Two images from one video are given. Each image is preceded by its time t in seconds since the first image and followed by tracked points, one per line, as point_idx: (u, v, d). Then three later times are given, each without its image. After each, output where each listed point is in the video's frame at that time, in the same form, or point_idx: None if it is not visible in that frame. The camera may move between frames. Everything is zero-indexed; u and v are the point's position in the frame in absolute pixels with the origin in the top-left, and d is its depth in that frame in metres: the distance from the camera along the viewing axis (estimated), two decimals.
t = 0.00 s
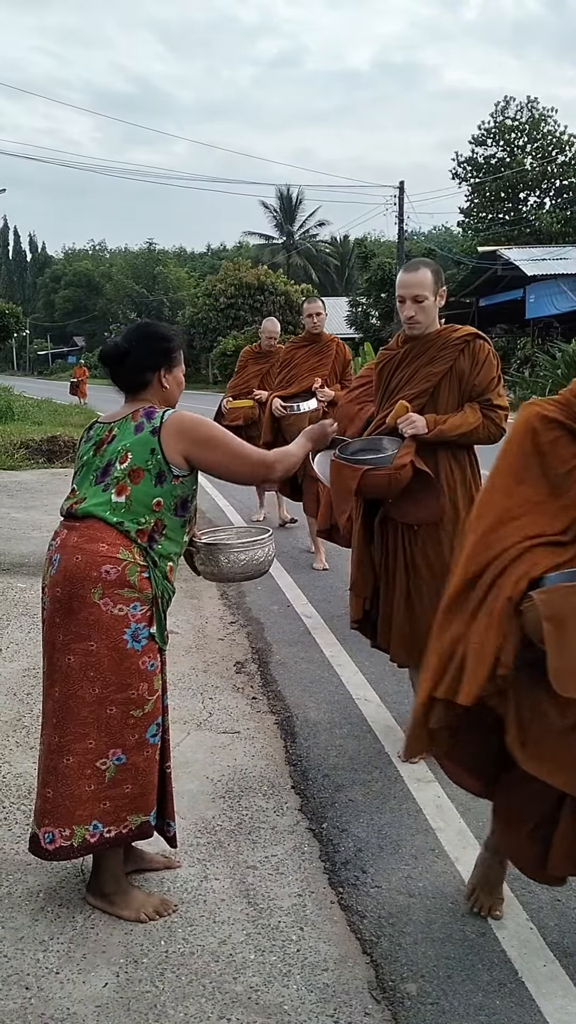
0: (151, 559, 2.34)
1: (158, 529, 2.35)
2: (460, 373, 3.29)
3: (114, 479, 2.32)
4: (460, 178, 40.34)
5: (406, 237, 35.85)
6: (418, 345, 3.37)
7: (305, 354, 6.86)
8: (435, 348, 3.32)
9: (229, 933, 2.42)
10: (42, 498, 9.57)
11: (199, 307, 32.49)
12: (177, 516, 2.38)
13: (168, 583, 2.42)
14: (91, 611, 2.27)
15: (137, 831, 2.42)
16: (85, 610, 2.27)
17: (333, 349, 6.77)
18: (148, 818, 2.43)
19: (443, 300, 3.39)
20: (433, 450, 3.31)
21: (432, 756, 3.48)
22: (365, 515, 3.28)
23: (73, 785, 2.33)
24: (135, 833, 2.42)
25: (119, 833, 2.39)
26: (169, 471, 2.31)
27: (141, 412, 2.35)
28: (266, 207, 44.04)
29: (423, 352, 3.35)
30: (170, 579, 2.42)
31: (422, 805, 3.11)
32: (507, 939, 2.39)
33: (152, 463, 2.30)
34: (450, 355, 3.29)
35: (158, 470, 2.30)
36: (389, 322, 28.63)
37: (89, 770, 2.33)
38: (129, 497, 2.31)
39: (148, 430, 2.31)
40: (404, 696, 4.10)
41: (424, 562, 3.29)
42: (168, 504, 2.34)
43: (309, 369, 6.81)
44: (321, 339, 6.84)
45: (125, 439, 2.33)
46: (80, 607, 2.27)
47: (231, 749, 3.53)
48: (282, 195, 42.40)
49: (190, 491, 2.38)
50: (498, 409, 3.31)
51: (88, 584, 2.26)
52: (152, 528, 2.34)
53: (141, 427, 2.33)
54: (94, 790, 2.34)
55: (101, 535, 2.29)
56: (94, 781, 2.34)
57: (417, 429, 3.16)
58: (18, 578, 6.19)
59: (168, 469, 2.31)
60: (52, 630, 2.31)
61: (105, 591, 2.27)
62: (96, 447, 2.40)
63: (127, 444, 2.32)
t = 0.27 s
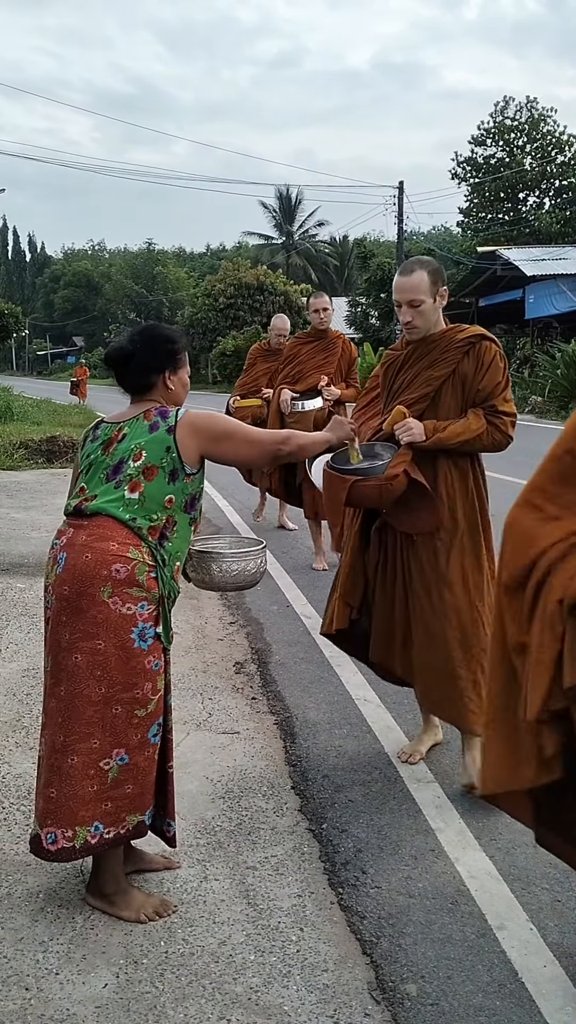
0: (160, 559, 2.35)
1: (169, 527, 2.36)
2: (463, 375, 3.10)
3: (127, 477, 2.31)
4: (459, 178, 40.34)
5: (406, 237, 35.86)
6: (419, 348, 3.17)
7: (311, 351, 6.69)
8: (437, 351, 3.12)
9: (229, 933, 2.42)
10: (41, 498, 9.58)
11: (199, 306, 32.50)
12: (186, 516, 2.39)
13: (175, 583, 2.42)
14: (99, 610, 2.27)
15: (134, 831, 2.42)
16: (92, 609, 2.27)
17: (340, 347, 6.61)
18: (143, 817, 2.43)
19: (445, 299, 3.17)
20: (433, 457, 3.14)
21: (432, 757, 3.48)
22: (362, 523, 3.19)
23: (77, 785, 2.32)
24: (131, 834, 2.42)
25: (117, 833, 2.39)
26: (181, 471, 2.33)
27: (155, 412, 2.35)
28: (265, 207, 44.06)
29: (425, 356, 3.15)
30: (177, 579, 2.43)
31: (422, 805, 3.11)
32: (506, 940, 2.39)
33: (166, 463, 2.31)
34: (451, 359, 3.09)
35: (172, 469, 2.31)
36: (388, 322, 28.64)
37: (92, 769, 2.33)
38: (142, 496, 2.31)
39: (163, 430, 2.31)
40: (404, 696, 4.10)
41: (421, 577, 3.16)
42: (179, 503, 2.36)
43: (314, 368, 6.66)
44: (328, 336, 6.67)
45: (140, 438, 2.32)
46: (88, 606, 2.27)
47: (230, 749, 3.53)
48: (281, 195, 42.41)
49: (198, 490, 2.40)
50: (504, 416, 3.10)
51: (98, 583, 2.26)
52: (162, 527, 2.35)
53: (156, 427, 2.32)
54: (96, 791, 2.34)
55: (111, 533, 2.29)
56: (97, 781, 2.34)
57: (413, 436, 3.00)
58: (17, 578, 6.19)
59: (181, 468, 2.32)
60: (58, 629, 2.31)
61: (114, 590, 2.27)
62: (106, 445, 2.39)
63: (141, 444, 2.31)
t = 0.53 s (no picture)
0: (162, 558, 2.35)
1: (171, 527, 2.36)
2: (481, 374, 2.95)
3: (130, 477, 2.31)
4: (460, 178, 40.32)
5: (406, 237, 35.85)
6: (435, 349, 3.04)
7: (319, 352, 6.46)
8: (453, 351, 2.98)
9: (229, 933, 2.42)
10: (40, 497, 9.58)
11: (199, 306, 32.50)
12: (189, 516, 2.39)
13: (176, 583, 2.42)
14: (102, 609, 2.27)
15: (134, 831, 2.42)
16: (95, 609, 2.26)
17: (350, 351, 6.38)
18: (143, 816, 2.43)
19: (460, 294, 3.02)
20: (446, 464, 3.03)
21: (432, 756, 3.48)
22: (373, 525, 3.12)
23: (78, 785, 2.32)
24: (131, 834, 2.42)
25: (118, 833, 2.39)
26: (184, 471, 2.33)
27: (157, 412, 2.35)
28: (265, 207, 44.05)
29: (441, 357, 3.02)
30: (178, 579, 2.43)
31: (422, 804, 3.11)
32: (506, 939, 2.39)
33: (169, 463, 2.31)
34: (466, 359, 2.95)
35: (174, 469, 2.32)
36: (388, 322, 28.63)
37: (94, 769, 2.32)
38: (144, 495, 2.31)
39: (166, 430, 2.32)
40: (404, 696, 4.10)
41: (424, 585, 3.05)
42: (181, 503, 2.36)
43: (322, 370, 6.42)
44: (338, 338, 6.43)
45: (142, 438, 2.32)
46: (91, 605, 2.26)
47: (230, 749, 3.53)
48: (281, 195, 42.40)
49: (201, 491, 2.40)
50: (524, 417, 2.93)
51: (101, 583, 2.26)
52: (164, 527, 2.35)
53: (159, 427, 2.33)
54: (98, 791, 2.34)
55: (114, 533, 2.29)
56: (99, 781, 2.34)
57: (420, 437, 2.92)
58: (16, 578, 6.18)
59: (184, 468, 2.33)
60: (60, 628, 2.30)
61: (117, 589, 2.27)
62: (108, 444, 2.38)
63: (144, 443, 2.31)
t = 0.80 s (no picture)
0: (158, 559, 2.34)
1: (166, 529, 2.35)
2: (501, 375, 2.83)
3: (124, 478, 2.32)
4: (459, 178, 40.32)
5: (405, 237, 35.85)
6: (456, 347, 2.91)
7: (328, 347, 6.11)
8: (471, 352, 2.86)
9: (228, 933, 2.42)
10: (39, 497, 9.58)
11: (198, 306, 32.50)
12: (185, 516, 2.38)
13: (175, 583, 2.41)
14: (98, 610, 2.27)
15: (133, 831, 2.42)
16: (91, 609, 2.27)
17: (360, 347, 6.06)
18: (144, 817, 2.43)
19: (479, 292, 2.88)
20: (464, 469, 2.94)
21: (431, 756, 3.48)
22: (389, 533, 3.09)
23: (76, 785, 2.33)
24: (130, 834, 2.42)
25: (118, 833, 2.39)
26: (177, 471, 2.31)
27: (150, 412, 2.34)
28: (264, 207, 44.04)
29: (461, 357, 2.89)
30: (177, 579, 2.42)
31: (421, 804, 3.11)
32: (505, 939, 2.39)
33: (161, 463, 2.30)
34: (486, 360, 2.83)
35: (167, 469, 2.30)
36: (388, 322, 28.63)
37: (92, 769, 2.32)
38: (138, 496, 2.30)
39: (157, 430, 2.31)
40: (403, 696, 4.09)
41: (440, 589, 2.96)
42: (177, 504, 2.34)
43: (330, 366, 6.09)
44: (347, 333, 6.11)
45: (135, 439, 2.33)
46: (87, 606, 2.27)
47: (229, 749, 3.53)
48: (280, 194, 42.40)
49: (198, 492, 2.38)
50: (546, 421, 2.81)
51: (96, 583, 2.26)
52: (160, 528, 2.34)
53: (150, 427, 2.32)
54: (95, 791, 2.34)
55: (109, 534, 2.29)
56: (97, 781, 2.34)
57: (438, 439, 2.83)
58: (15, 578, 6.18)
59: (177, 468, 2.31)
60: (58, 628, 2.31)
61: (113, 590, 2.27)
62: (105, 445, 2.39)
63: (137, 444, 2.31)
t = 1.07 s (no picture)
0: (146, 560, 2.33)
1: (154, 530, 2.34)
2: (541, 382, 2.63)
3: (112, 478, 2.32)
4: (457, 178, 40.33)
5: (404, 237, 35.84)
6: (489, 353, 2.68)
7: (337, 347, 5.89)
8: (509, 359, 2.63)
9: (227, 933, 2.42)
10: (38, 497, 9.57)
11: (196, 306, 32.49)
12: (175, 517, 2.36)
13: (166, 585, 2.40)
14: (84, 611, 2.27)
15: (129, 832, 2.41)
16: (78, 610, 2.27)
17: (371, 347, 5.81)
18: (140, 820, 2.42)
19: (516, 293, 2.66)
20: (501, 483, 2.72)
21: (430, 756, 3.48)
22: (413, 554, 2.86)
23: (62, 785, 2.33)
24: (126, 835, 2.41)
25: (109, 833, 2.38)
26: (165, 471, 2.30)
27: (141, 412, 2.34)
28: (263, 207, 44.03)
29: (499, 364, 2.66)
30: (168, 581, 2.40)
31: (420, 804, 3.10)
32: (505, 939, 2.39)
33: (148, 463, 2.29)
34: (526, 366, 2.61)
35: (155, 469, 2.29)
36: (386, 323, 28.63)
37: (79, 770, 2.32)
38: (124, 496, 2.30)
39: (146, 430, 2.30)
40: (402, 696, 4.09)
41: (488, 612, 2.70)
42: (165, 504, 2.33)
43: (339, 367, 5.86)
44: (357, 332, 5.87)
45: (124, 439, 2.32)
46: (73, 607, 2.27)
47: (229, 749, 3.52)
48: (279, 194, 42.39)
49: (189, 492, 2.37)
50: None
51: (81, 584, 2.26)
52: (147, 529, 2.33)
53: (140, 427, 2.32)
54: (83, 791, 2.34)
55: (95, 534, 2.29)
56: (84, 781, 2.34)
57: (497, 453, 2.56)
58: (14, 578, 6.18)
59: (164, 468, 2.30)
60: (46, 628, 2.32)
61: (98, 590, 2.27)
62: (100, 446, 2.39)
63: (125, 444, 2.31)
